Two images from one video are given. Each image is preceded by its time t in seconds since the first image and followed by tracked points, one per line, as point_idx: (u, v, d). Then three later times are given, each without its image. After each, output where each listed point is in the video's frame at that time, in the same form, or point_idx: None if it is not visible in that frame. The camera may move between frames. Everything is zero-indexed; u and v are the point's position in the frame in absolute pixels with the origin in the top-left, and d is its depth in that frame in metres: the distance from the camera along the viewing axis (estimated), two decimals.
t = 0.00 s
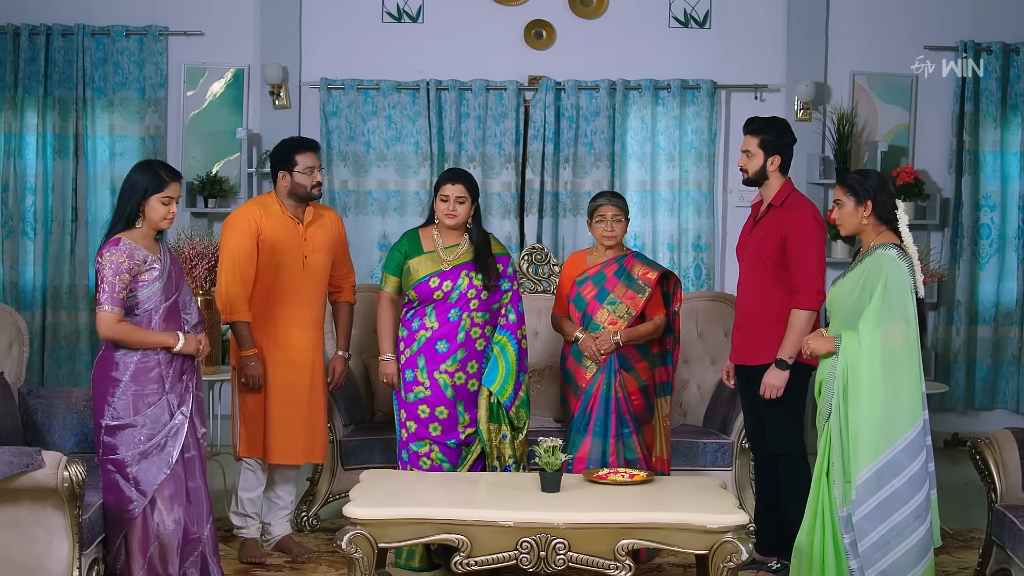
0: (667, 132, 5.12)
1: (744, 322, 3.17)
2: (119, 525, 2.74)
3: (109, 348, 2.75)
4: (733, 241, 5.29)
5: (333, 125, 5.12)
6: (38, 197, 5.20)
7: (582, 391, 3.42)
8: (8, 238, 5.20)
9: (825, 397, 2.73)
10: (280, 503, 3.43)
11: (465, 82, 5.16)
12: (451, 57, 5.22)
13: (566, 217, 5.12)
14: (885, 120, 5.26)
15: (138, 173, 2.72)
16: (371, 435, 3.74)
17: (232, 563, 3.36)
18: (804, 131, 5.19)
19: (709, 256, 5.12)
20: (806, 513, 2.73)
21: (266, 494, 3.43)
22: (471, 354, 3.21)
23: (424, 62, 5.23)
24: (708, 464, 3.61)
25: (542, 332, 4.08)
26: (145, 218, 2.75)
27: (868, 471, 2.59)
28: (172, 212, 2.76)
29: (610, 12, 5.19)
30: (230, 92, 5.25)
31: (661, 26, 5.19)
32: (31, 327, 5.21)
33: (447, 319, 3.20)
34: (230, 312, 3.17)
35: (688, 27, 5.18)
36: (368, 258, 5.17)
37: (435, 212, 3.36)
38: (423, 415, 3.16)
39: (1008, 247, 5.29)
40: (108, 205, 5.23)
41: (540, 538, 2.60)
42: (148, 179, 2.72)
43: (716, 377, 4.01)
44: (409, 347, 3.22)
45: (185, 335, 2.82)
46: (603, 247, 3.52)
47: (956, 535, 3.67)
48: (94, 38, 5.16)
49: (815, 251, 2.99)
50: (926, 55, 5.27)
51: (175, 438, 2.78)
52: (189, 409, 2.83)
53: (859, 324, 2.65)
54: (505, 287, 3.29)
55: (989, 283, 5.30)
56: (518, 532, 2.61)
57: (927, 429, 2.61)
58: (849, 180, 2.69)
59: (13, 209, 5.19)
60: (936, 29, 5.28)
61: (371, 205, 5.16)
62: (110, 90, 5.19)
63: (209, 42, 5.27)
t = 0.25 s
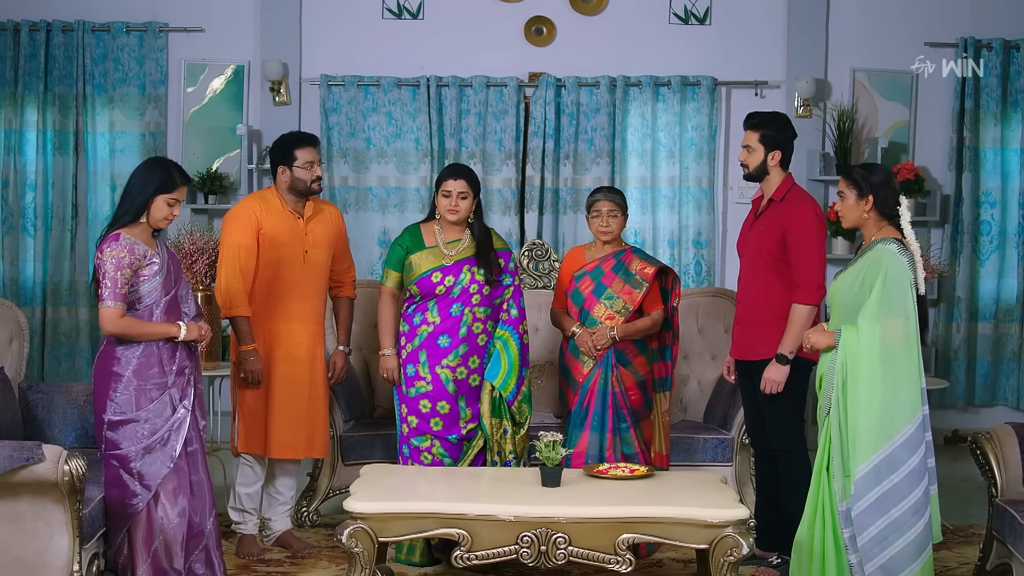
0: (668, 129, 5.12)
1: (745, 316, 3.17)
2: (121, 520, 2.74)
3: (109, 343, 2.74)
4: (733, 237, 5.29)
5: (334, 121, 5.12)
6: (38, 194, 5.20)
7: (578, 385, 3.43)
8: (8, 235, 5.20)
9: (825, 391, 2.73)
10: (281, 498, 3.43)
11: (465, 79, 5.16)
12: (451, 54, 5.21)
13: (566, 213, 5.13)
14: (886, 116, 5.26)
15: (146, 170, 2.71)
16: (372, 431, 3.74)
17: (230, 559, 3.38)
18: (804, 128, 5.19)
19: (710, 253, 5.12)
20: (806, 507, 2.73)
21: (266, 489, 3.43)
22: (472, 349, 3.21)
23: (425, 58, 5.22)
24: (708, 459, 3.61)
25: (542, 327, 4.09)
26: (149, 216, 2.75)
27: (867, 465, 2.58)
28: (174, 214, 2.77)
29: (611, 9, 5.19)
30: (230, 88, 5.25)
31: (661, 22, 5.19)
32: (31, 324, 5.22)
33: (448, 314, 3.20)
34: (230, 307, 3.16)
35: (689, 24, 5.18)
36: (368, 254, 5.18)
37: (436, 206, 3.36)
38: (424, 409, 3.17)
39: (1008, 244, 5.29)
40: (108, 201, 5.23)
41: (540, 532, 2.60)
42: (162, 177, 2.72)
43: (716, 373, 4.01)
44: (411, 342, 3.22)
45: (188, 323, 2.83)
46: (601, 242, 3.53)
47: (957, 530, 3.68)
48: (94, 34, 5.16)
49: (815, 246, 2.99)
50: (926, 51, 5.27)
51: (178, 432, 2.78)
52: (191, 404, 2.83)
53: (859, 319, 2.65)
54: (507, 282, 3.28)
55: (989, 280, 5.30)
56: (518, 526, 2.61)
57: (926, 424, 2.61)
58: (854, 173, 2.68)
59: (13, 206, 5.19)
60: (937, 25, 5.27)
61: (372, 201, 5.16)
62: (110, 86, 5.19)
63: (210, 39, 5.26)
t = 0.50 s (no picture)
0: (669, 125, 5.11)
1: (746, 311, 3.16)
2: (124, 514, 2.74)
3: (112, 337, 2.73)
4: (733, 233, 5.29)
5: (334, 117, 5.12)
6: (39, 190, 5.20)
7: (575, 379, 3.44)
8: (9, 231, 5.20)
9: (826, 385, 2.73)
10: (281, 493, 3.42)
11: (466, 74, 5.15)
12: (452, 50, 5.21)
13: (567, 209, 5.13)
14: (887, 112, 5.25)
15: (147, 164, 2.70)
16: (373, 426, 3.73)
17: (231, 553, 3.37)
18: (806, 124, 5.19)
19: (711, 249, 5.12)
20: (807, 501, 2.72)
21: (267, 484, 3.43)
22: (475, 344, 3.21)
23: (425, 54, 5.22)
24: (709, 455, 3.61)
25: (543, 323, 4.09)
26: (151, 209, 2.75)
27: (866, 458, 2.58)
28: (176, 204, 2.77)
29: (612, 5, 5.18)
30: (231, 84, 5.25)
31: (662, 18, 5.18)
32: (33, 320, 5.22)
33: (450, 309, 3.20)
34: (231, 302, 3.16)
35: (689, 20, 5.17)
36: (369, 250, 5.17)
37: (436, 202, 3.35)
38: (426, 404, 3.17)
39: (1009, 240, 5.29)
40: (109, 197, 5.23)
41: (542, 526, 2.60)
42: (162, 169, 2.71)
43: (717, 368, 4.01)
44: (412, 337, 3.22)
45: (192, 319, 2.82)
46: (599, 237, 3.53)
47: (958, 525, 3.68)
48: (95, 30, 5.16)
49: (817, 240, 2.99)
50: (928, 47, 5.26)
51: (182, 426, 2.78)
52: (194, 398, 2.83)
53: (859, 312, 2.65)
54: (509, 277, 3.29)
55: (990, 276, 5.30)
56: (520, 520, 2.61)
57: (926, 418, 2.60)
58: (858, 166, 2.69)
59: (14, 202, 5.19)
60: (938, 21, 5.27)
61: (373, 197, 5.16)
62: (111, 83, 5.19)
63: (211, 35, 5.26)
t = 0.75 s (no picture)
0: (670, 122, 5.12)
1: (748, 307, 3.16)
2: (125, 509, 2.73)
3: (114, 333, 2.74)
4: (735, 230, 5.29)
5: (336, 114, 5.12)
6: (41, 187, 5.20)
7: (572, 374, 3.44)
8: (11, 228, 5.20)
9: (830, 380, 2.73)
10: (282, 489, 3.42)
11: (467, 71, 5.15)
12: (453, 47, 5.21)
13: (569, 206, 5.12)
14: (888, 109, 5.25)
15: (144, 157, 2.71)
16: (375, 422, 3.73)
17: (232, 548, 3.38)
18: (808, 121, 5.18)
19: (712, 246, 5.12)
20: (810, 497, 2.72)
21: (268, 480, 3.43)
22: (475, 340, 3.21)
23: (426, 51, 5.22)
24: (711, 450, 3.61)
25: (544, 319, 4.10)
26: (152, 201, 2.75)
27: (868, 453, 2.57)
28: (177, 193, 2.77)
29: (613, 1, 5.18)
30: (232, 81, 5.25)
31: (663, 14, 5.18)
32: (34, 317, 5.22)
33: (451, 306, 3.19)
34: (232, 299, 3.16)
35: (691, 16, 5.17)
36: (370, 247, 5.17)
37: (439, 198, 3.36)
38: (427, 400, 3.17)
39: (1011, 236, 5.29)
40: (110, 194, 5.23)
41: (543, 520, 2.60)
42: (157, 160, 2.72)
43: (718, 364, 4.01)
44: (414, 333, 3.23)
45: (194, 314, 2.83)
46: (596, 233, 3.53)
47: (960, 521, 3.68)
48: (97, 27, 5.16)
49: (818, 236, 2.99)
50: (929, 44, 5.25)
51: (184, 422, 2.78)
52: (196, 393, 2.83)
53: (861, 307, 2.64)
54: (510, 273, 3.28)
55: (992, 272, 5.30)
56: (521, 515, 2.61)
57: (927, 414, 2.59)
58: (862, 160, 2.69)
59: (15, 199, 5.19)
60: (939, 18, 5.27)
61: (374, 194, 5.16)
62: (113, 80, 5.19)
63: (212, 32, 5.26)
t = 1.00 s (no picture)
0: (671, 119, 5.11)
1: (748, 303, 3.16)
2: (125, 503, 2.73)
3: (115, 328, 2.75)
4: (735, 227, 5.29)
5: (336, 111, 5.12)
6: (41, 183, 5.20)
7: (571, 370, 3.45)
8: (11, 225, 5.20)
9: (830, 375, 2.72)
10: (282, 485, 3.42)
11: (467, 68, 5.15)
12: (453, 44, 5.21)
13: (569, 203, 5.11)
14: (889, 106, 5.25)
15: (138, 151, 2.71)
16: (375, 418, 3.74)
17: (232, 544, 3.38)
18: (808, 118, 5.18)
19: (713, 243, 5.12)
20: (810, 492, 2.72)
21: (268, 476, 3.43)
22: (474, 335, 3.21)
23: (427, 48, 5.22)
24: (711, 446, 3.61)
25: (545, 316, 4.12)
26: (149, 194, 2.74)
27: (869, 448, 2.56)
28: (174, 183, 2.75)
29: None
30: (233, 78, 5.25)
31: (664, 11, 5.17)
32: (34, 314, 5.22)
33: (450, 300, 3.20)
34: (230, 295, 3.16)
35: (692, 13, 5.16)
36: (370, 244, 5.17)
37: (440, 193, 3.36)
38: (426, 395, 3.18)
39: (1011, 234, 5.29)
40: (110, 191, 5.23)
41: (544, 516, 2.60)
42: (150, 154, 2.72)
43: (718, 361, 4.01)
44: (413, 328, 3.23)
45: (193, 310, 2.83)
46: (597, 228, 3.52)
47: (960, 518, 3.68)
48: (97, 24, 5.16)
49: (818, 231, 2.99)
50: (930, 41, 5.25)
51: (184, 416, 2.78)
52: (196, 388, 2.83)
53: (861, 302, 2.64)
54: (510, 268, 3.28)
55: (992, 270, 5.30)
56: (522, 510, 2.60)
57: (928, 410, 2.59)
58: (863, 155, 2.69)
59: (15, 196, 5.20)
60: (940, 15, 5.26)
61: (374, 191, 5.16)
62: (113, 77, 5.18)
63: (212, 29, 5.26)
